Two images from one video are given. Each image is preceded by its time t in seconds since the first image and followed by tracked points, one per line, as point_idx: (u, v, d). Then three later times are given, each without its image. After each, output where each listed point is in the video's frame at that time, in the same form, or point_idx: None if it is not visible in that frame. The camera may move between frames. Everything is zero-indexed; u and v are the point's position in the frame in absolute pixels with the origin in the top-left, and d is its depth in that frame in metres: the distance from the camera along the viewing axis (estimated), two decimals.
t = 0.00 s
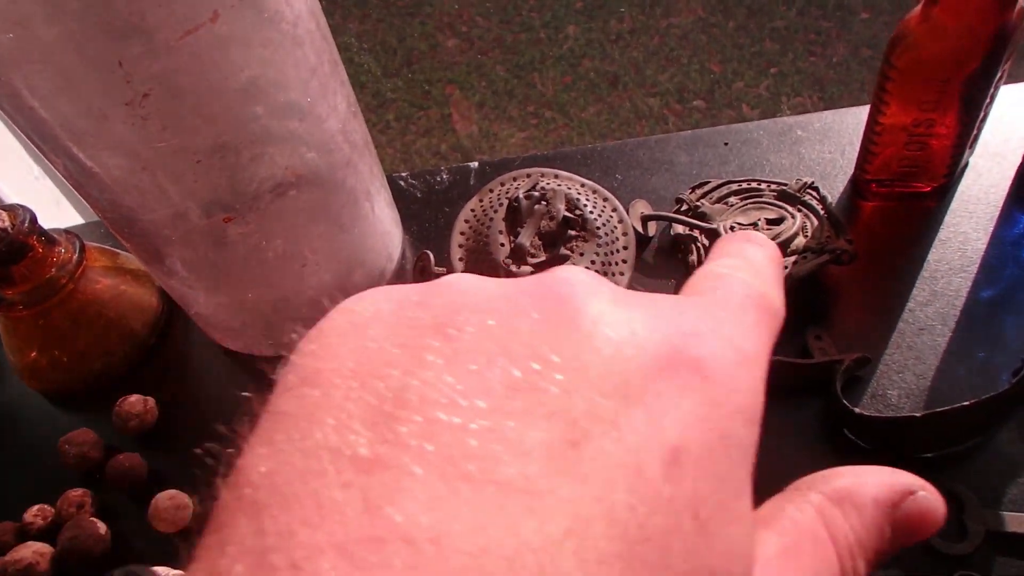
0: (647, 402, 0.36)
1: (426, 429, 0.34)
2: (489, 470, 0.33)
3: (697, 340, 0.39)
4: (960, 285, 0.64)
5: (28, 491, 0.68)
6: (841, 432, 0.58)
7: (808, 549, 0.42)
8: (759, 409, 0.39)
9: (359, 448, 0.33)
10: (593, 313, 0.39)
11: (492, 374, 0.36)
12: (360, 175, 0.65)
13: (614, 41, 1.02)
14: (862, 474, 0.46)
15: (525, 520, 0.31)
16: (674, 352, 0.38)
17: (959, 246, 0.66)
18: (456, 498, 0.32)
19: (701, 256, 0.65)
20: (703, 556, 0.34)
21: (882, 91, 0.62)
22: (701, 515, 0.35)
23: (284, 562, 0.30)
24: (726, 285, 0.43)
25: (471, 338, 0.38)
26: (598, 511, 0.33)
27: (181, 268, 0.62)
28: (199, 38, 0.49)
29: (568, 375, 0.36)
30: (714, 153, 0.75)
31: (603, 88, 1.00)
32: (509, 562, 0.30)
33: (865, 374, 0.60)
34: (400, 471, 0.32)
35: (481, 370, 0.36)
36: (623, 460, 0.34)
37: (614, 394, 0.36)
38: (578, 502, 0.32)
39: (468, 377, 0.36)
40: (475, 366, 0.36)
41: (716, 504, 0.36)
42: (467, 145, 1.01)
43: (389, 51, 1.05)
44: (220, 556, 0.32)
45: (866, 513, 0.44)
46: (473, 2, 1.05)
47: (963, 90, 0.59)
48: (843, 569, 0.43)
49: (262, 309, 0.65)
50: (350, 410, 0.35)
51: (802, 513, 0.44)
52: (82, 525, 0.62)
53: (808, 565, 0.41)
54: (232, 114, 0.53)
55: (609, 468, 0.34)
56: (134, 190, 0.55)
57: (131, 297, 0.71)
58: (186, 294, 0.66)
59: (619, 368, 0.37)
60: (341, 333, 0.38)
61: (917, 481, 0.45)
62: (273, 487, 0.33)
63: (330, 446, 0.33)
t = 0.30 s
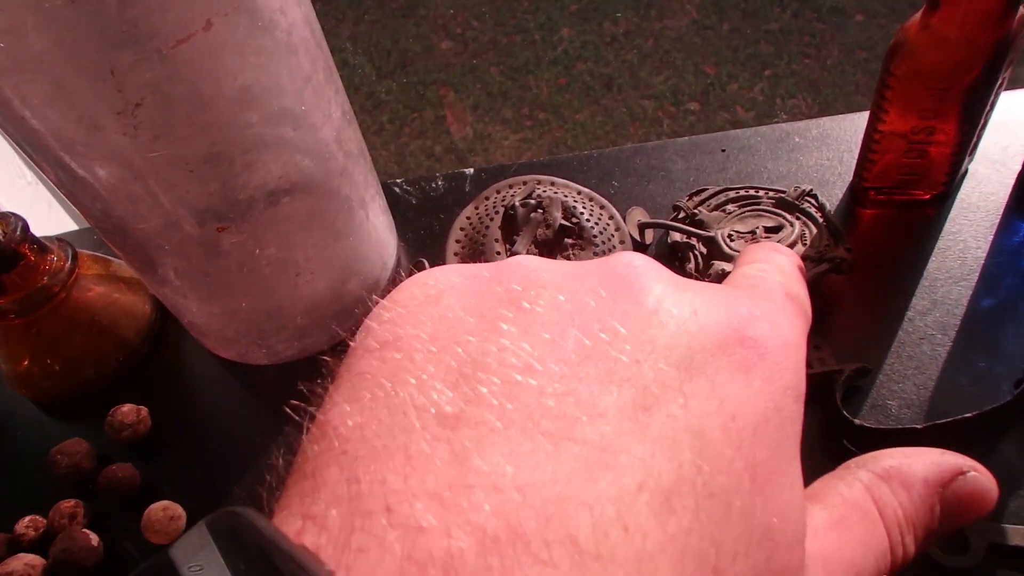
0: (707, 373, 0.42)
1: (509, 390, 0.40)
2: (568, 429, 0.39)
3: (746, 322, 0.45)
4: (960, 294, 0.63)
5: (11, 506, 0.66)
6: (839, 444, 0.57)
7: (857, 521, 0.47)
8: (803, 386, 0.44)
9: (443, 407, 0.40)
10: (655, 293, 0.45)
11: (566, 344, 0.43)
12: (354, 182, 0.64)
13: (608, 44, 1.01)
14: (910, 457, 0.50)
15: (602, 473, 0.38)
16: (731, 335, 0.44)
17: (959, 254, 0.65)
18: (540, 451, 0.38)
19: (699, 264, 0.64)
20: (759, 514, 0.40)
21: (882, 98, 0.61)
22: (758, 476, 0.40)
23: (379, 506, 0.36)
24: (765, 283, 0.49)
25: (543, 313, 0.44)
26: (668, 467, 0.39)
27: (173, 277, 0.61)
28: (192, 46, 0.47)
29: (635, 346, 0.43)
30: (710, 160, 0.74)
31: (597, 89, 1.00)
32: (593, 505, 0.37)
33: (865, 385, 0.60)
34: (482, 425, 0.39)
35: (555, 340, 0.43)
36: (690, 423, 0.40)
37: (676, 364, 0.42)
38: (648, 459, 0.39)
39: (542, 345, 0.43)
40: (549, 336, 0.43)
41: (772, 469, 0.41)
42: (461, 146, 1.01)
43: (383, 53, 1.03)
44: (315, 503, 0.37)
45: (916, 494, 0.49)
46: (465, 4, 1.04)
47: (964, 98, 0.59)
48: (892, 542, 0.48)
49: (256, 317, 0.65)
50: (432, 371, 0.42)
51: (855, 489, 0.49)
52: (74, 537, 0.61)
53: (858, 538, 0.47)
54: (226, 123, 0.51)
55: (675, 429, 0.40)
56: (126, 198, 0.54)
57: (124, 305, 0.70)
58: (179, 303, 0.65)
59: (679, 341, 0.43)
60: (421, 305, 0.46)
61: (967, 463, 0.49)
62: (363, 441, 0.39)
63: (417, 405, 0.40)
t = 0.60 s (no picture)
0: (701, 384, 0.41)
1: (505, 400, 0.39)
2: (564, 438, 0.38)
3: (741, 334, 0.44)
4: (963, 297, 0.63)
5: None
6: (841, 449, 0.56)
7: (847, 529, 0.46)
8: (796, 400, 0.44)
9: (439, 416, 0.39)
10: (651, 304, 0.44)
11: (562, 355, 0.42)
12: (348, 184, 0.63)
13: (604, 44, 0.99)
14: (901, 466, 0.49)
15: (598, 483, 0.36)
16: (725, 347, 0.43)
17: (962, 256, 0.65)
18: (536, 461, 0.37)
19: (703, 263, 0.62)
20: (752, 523, 0.39)
21: (885, 98, 0.60)
22: (751, 486, 0.39)
23: (378, 514, 0.35)
24: (760, 298, 0.48)
25: (539, 323, 0.43)
26: (664, 478, 0.37)
27: (164, 281, 0.60)
28: (182, 45, 0.46)
29: (630, 357, 0.42)
30: (709, 160, 0.73)
31: (593, 90, 0.99)
32: (589, 514, 0.35)
33: (867, 390, 0.59)
34: (480, 434, 0.38)
35: (551, 351, 0.42)
36: (685, 434, 0.39)
37: (672, 375, 0.41)
38: (644, 468, 0.37)
39: (538, 356, 0.42)
40: (544, 346, 0.42)
41: (765, 478, 0.40)
42: (457, 147, 1.00)
43: (378, 52, 1.02)
44: (314, 512, 0.37)
45: (906, 503, 0.48)
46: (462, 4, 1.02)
47: (968, 98, 0.58)
48: (881, 552, 0.47)
49: (249, 320, 0.64)
50: (431, 381, 0.41)
51: (845, 498, 0.48)
52: (65, 543, 0.60)
53: (850, 548, 0.46)
54: (217, 123, 0.50)
55: (670, 439, 0.39)
56: (116, 201, 0.53)
57: (115, 309, 0.69)
58: (171, 307, 0.63)
59: (674, 353, 0.42)
60: (419, 316, 0.45)
61: (958, 473, 0.48)
62: (363, 451, 0.39)
63: (415, 415, 0.40)
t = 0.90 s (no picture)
0: (704, 382, 0.40)
1: (505, 398, 0.38)
2: (566, 436, 0.37)
3: (743, 332, 0.43)
4: (960, 300, 0.62)
5: None
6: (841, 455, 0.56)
7: (849, 530, 0.46)
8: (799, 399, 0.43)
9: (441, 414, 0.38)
10: (652, 302, 0.43)
11: (563, 352, 0.40)
12: (341, 189, 0.62)
13: (603, 45, 0.99)
14: (903, 468, 0.48)
15: (600, 481, 0.35)
16: (727, 344, 0.42)
17: (959, 259, 0.64)
18: (537, 459, 0.36)
19: (699, 266, 0.61)
20: (756, 521, 0.38)
21: (881, 100, 0.60)
22: (756, 485, 0.38)
23: (375, 514, 0.34)
24: (760, 299, 0.48)
25: (540, 320, 0.42)
26: (667, 475, 0.36)
27: (156, 288, 0.59)
28: (170, 50, 0.46)
29: (631, 354, 0.41)
30: (705, 163, 0.73)
31: (592, 91, 0.99)
32: (592, 512, 0.34)
33: (864, 395, 0.58)
34: (480, 432, 0.37)
35: (552, 348, 0.41)
36: (689, 433, 0.38)
37: (673, 372, 0.40)
38: (647, 466, 0.36)
39: (539, 353, 0.40)
40: (545, 343, 0.41)
41: (770, 477, 0.39)
42: (456, 148, 0.98)
43: (376, 54, 1.02)
44: (311, 511, 0.35)
45: (907, 505, 0.47)
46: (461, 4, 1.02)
47: (964, 100, 0.57)
48: (883, 555, 0.46)
49: (242, 326, 0.63)
50: (430, 377, 0.40)
51: (846, 500, 0.47)
52: (57, 554, 0.59)
53: (853, 550, 0.45)
54: (206, 129, 0.50)
55: (673, 437, 0.38)
56: (106, 208, 0.52)
57: (107, 315, 0.69)
58: (163, 313, 0.63)
59: (676, 350, 0.41)
60: (418, 313, 0.43)
61: (959, 477, 0.48)
62: (361, 449, 0.37)
63: (414, 413, 0.38)
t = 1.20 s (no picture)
0: (693, 387, 0.41)
1: (496, 403, 0.38)
2: (556, 442, 0.37)
3: (733, 336, 0.44)
4: (950, 301, 0.63)
5: None
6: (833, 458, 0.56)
7: (837, 533, 0.46)
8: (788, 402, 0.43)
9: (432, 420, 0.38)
10: (642, 306, 0.43)
11: (553, 357, 0.41)
12: (333, 199, 0.63)
13: (599, 44, 1.00)
14: (890, 471, 0.49)
15: (589, 486, 0.36)
16: (716, 348, 0.42)
17: (948, 260, 0.65)
18: (527, 465, 0.36)
19: (690, 270, 0.61)
20: (745, 525, 0.38)
21: (867, 105, 0.60)
22: (744, 489, 0.39)
23: (368, 519, 0.34)
24: (748, 303, 0.48)
25: (530, 326, 0.42)
26: (655, 480, 0.37)
27: (151, 300, 0.60)
28: (161, 68, 0.46)
29: (621, 359, 0.41)
30: (695, 167, 0.73)
31: (589, 90, 0.99)
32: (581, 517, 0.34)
33: (854, 397, 0.59)
34: (471, 438, 0.37)
35: (542, 353, 0.41)
36: (678, 437, 0.38)
37: (662, 378, 0.41)
38: (635, 471, 0.37)
39: (529, 358, 0.41)
40: (536, 349, 0.41)
41: (758, 481, 0.39)
42: (454, 150, 0.98)
43: (374, 57, 1.02)
44: (304, 517, 0.35)
45: (895, 508, 0.47)
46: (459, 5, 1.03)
47: (950, 103, 0.58)
48: (871, 558, 0.46)
49: (237, 336, 0.64)
50: (422, 384, 0.40)
51: (835, 502, 0.48)
52: (55, 564, 0.60)
53: (841, 552, 0.45)
54: (198, 145, 0.50)
55: (662, 442, 0.38)
56: (100, 222, 0.53)
57: (104, 326, 0.69)
58: (158, 325, 0.64)
59: (664, 355, 0.41)
60: (410, 319, 0.44)
61: (944, 479, 0.49)
62: (353, 455, 0.37)
63: (406, 419, 0.38)
